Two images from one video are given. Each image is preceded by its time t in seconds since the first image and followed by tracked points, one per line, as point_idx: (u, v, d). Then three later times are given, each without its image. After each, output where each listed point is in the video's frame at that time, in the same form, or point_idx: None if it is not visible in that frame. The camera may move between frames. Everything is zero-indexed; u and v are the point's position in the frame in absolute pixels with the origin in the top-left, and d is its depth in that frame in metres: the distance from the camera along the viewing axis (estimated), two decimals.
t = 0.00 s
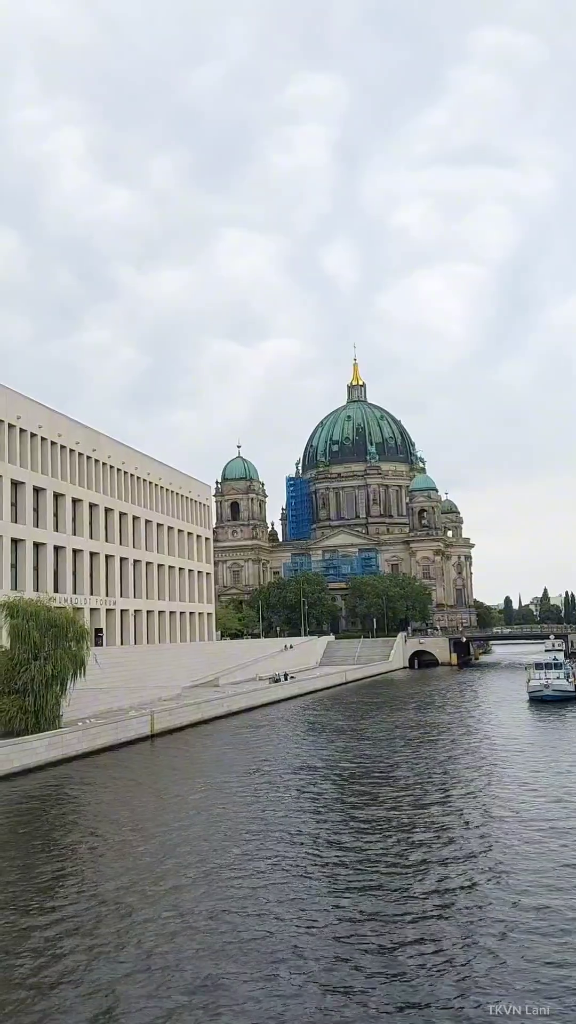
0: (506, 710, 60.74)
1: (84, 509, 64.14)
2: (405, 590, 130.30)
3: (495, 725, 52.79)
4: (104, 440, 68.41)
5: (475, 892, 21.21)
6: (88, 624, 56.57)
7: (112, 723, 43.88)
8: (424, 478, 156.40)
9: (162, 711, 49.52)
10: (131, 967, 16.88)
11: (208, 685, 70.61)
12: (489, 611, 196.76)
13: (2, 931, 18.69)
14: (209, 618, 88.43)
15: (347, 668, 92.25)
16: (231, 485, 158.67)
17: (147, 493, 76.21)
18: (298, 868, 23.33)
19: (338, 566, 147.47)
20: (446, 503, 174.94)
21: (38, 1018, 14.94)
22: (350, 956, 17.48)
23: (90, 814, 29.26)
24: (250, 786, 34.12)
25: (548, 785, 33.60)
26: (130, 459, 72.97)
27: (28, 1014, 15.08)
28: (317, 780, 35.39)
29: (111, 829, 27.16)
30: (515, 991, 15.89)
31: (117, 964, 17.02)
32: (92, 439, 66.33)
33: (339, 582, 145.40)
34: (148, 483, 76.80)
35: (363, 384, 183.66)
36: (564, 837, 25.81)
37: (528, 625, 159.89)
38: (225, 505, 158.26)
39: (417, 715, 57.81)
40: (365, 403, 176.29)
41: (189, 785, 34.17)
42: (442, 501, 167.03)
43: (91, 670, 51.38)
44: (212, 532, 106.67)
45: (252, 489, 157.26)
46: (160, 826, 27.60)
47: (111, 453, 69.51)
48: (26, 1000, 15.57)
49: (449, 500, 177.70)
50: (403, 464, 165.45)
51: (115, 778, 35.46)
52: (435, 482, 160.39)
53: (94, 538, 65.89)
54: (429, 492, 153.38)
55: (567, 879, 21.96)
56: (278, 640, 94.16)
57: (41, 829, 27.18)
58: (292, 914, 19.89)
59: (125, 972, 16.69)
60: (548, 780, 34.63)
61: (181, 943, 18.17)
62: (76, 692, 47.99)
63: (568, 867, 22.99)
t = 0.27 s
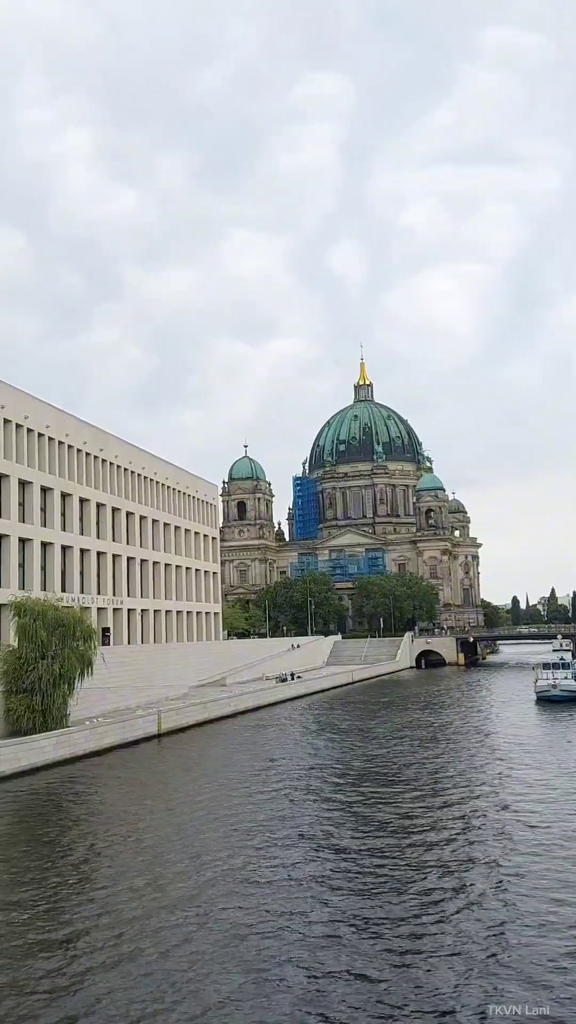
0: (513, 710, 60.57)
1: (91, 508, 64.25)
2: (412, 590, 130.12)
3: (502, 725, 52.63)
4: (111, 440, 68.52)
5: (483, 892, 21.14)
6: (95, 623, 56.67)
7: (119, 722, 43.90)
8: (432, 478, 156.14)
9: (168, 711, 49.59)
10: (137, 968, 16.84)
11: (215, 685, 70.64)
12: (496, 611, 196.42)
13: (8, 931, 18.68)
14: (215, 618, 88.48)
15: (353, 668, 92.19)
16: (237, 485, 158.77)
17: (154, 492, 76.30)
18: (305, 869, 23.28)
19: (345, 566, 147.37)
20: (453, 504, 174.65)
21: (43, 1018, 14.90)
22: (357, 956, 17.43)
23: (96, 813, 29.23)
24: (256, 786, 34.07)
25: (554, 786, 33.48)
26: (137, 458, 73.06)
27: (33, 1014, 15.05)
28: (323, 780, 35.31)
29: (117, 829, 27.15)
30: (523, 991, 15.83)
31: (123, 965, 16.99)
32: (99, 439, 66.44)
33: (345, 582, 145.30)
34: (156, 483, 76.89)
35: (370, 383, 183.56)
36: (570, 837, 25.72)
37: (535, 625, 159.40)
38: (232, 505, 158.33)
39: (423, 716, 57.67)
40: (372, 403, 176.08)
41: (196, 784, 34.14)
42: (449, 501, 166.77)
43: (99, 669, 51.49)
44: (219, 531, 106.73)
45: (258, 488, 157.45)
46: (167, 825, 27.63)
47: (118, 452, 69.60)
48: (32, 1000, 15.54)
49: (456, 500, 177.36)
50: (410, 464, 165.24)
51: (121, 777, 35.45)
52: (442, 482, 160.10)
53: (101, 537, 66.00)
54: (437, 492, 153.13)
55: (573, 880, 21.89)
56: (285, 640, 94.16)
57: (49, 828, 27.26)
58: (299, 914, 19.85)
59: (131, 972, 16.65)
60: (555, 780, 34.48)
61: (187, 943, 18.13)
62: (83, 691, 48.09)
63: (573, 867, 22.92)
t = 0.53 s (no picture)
0: (519, 710, 60.48)
1: (97, 508, 64.38)
2: (418, 590, 129.97)
3: (508, 725, 52.53)
4: (117, 440, 68.65)
5: (489, 892, 21.15)
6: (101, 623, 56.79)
7: (125, 722, 43.96)
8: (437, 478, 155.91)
9: (174, 710, 49.66)
10: (143, 968, 16.83)
11: (221, 684, 70.70)
12: (502, 611, 196.20)
13: (15, 930, 18.69)
14: (221, 617, 88.54)
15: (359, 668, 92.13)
16: (243, 484, 158.84)
17: (160, 492, 76.42)
18: (312, 868, 23.26)
19: (350, 566, 147.30)
20: (459, 504, 174.40)
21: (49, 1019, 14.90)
22: (363, 957, 17.41)
23: (102, 813, 29.21)
24: (263, 786, 34.05)
25: (560, 787, 33.41)
26: (143, 458, 73.18)
27: (40, 1014, 15.06)
28: (330, 780, 35.28)
29: (123, 829, 27.12)
30: (527, 990, 15.86)
31: (129, 964, 16.97)
32: (105, 439, 66.58)
33: (351, 582, 145.26)
34: (161, 483, 77.00)
35: (375, 383, 183.33)
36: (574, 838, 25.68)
37: (542, 626, 159.07)
38: (237, 505, 158.41)
39: (429, 716, 57.57)
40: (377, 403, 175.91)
41: (202, 784, 34.17)
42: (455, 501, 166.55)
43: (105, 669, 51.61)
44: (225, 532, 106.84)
45: (264, 487, 157.52)
46: (172, 825, 27.69)
47: (124, 452, 69.73)
48: (38, 1001, 15.54)
49: (462, 500, 177.10)
50: (416, 464, 165.07)
51: (128, 777, 35.49)
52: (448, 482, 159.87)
53: (107, 537, 66.14)
54: (442, 492, 152.91)
55: None
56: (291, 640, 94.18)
57: (55, 827, 27.34)
58: (305, 914, 19.86)
59: (137, 973, 16.61)
60: (561, 781, 34.40)
61: (193, 942, 18.12)
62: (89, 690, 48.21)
63: None
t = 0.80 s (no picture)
0: (524, 710, 60.35)
1: (102, 508, 64.46)
2: (423, 590, 129.81)
3: (513, 726, 52.42)
4: (122, 439, 68.71)
5: (492, 892, 21.11)
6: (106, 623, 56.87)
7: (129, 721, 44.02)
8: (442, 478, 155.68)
9: (179, 710, 49.70)
10: (145, 967, 16.82)
11: (226, 684, 70.75)
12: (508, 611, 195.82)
13: (20, 929, 18.73)
14: (226, 617, 88.55)
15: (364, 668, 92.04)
16: (248, 484, 158.89)
17: (164, 492, 76.45)
18: (315, 868, 23.23)
19: (355, 566, 147.22)
20: (464, 503, 174.15)
21: (52, 1018, 14.89)
22: (364, 957, 17.38)
23: (106, 813, 29.24)
24: (267, 786, 34.02)
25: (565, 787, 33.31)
26: (148, 458, 73.24)
27: (42, 1013, 15.05)
28: (334, 779, 35.25)
29: (127, 829, 27.14)
30: (527, 990, 15.84)
31: (131, 964, 16.97)
32: (110, 438, 66.63)
33: (356, 582, 145.21)
34: (166, 483, 77.04)
35: (380, 383, 183.14)
36: None
37: (547, 626, 158.73)
38: (242, 505, 158.42)
39: (434, 716, 57.50)
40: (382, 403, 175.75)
41: (206, 784, 34.17)
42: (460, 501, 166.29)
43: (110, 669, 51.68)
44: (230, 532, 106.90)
45: (269, 487, 157.53)
46: (177, 824, 27.71)
47: (129, 452, 69.80)
48: (42, 999, 15.56)
49: (467, 500, 176.82)
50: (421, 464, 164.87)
51: (133, 776, 35.54)
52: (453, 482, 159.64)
53: (111, 537, 66.21)
54: (447, 492, 152.71)
55: None
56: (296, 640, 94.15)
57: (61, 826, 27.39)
58: (307, 914, 19.84)
59: (139, 973, 16.60)
60: (565, 781, 34.32)
61: (195, 942, 18.10)
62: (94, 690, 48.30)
63: None
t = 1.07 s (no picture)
0: (529, 710, 60.24)
1: (107, 507, 64.46)
2: (428, 589, 129.67)
3: (518, 725, 52.28)
4: (126, 438, 68.71)
5: (496, 892, 21.07)
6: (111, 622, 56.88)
7: (134, 720, 44.03)
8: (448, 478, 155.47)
9: (184, 710, 49.73)
10: (148, 968, 16.74)
11: (230, 684, 70.75)
12: (512, 611, 195.55)
13: (26, 928, 18.76)
14: (230, 616, 88.51)
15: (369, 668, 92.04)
16: (252, 484, 158.82)
17: (169, 491, 76.42)
18: (318, 868, 23.17)
19: (360, 566, 147.16)
20: (469, 503, 173.94)
21: (54, 1018, 14.82)
22: (366, 957, 17.33)
23: (110, 812, 29.20)
24: (271, 785, 33.95)
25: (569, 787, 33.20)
26: (153, 458, 73.26)
27: (44, 1013, 14.98)
28: (337, 779, 35.17)
29: (130, 828, 27.08)
30: (529, 990, 15.80)
31: (134, 964, 16.89)
32: (115, 437, 66.63)
33: (360, 582, 145.20)
34: (171, 482, 77.02)
35: (385, 383, 182.99)
36: None
37: (552, 626, 158.44)
38: (247, 504, 158.38)
39: (439, 716, 57.50)
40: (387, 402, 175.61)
41: (211, 783, 34.15)
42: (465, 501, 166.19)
43: (115, 668, 51.72)
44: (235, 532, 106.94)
45: (273, 487, 157.46)
46: (181, 823, 27.69)
47: (134, 451, 69.80)
48: (47, 997, 15.56)
49: (472, 500, 176.62)
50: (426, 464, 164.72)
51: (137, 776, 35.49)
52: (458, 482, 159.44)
53: (116, 536, 66.20)
54: (452, 492, 152.54)
55: None
56: (300, 640, 94.14)
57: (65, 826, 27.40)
58: (310, 914, 19.80)
59: (141, 973, 16.53)
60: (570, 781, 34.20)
61: (198, 942, 18.02)
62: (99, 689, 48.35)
63: None
